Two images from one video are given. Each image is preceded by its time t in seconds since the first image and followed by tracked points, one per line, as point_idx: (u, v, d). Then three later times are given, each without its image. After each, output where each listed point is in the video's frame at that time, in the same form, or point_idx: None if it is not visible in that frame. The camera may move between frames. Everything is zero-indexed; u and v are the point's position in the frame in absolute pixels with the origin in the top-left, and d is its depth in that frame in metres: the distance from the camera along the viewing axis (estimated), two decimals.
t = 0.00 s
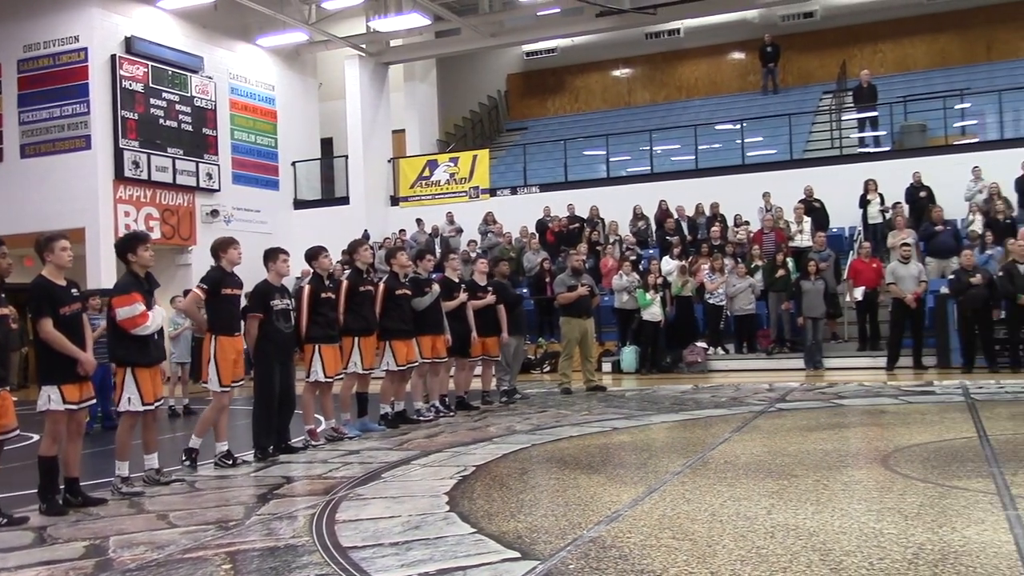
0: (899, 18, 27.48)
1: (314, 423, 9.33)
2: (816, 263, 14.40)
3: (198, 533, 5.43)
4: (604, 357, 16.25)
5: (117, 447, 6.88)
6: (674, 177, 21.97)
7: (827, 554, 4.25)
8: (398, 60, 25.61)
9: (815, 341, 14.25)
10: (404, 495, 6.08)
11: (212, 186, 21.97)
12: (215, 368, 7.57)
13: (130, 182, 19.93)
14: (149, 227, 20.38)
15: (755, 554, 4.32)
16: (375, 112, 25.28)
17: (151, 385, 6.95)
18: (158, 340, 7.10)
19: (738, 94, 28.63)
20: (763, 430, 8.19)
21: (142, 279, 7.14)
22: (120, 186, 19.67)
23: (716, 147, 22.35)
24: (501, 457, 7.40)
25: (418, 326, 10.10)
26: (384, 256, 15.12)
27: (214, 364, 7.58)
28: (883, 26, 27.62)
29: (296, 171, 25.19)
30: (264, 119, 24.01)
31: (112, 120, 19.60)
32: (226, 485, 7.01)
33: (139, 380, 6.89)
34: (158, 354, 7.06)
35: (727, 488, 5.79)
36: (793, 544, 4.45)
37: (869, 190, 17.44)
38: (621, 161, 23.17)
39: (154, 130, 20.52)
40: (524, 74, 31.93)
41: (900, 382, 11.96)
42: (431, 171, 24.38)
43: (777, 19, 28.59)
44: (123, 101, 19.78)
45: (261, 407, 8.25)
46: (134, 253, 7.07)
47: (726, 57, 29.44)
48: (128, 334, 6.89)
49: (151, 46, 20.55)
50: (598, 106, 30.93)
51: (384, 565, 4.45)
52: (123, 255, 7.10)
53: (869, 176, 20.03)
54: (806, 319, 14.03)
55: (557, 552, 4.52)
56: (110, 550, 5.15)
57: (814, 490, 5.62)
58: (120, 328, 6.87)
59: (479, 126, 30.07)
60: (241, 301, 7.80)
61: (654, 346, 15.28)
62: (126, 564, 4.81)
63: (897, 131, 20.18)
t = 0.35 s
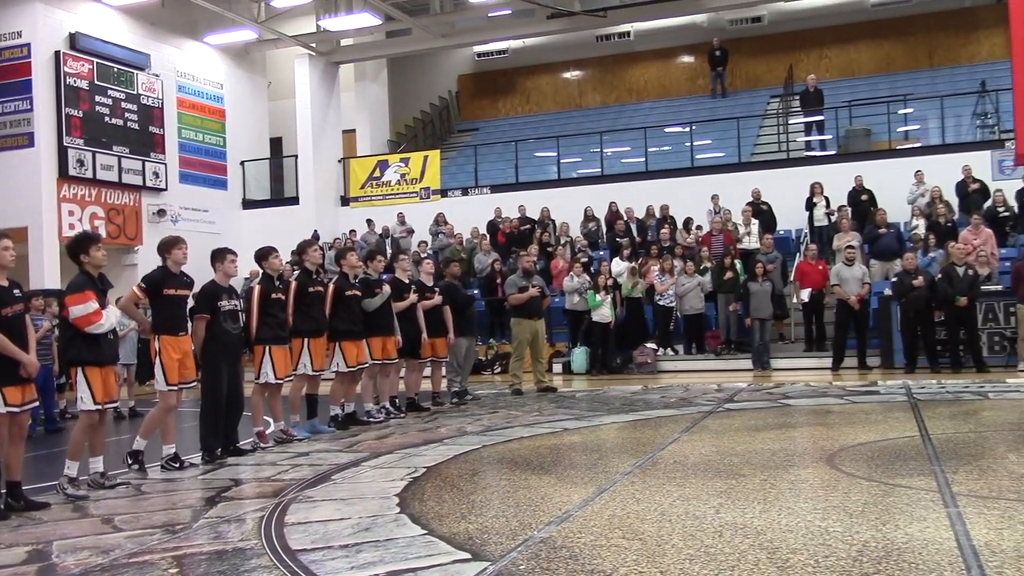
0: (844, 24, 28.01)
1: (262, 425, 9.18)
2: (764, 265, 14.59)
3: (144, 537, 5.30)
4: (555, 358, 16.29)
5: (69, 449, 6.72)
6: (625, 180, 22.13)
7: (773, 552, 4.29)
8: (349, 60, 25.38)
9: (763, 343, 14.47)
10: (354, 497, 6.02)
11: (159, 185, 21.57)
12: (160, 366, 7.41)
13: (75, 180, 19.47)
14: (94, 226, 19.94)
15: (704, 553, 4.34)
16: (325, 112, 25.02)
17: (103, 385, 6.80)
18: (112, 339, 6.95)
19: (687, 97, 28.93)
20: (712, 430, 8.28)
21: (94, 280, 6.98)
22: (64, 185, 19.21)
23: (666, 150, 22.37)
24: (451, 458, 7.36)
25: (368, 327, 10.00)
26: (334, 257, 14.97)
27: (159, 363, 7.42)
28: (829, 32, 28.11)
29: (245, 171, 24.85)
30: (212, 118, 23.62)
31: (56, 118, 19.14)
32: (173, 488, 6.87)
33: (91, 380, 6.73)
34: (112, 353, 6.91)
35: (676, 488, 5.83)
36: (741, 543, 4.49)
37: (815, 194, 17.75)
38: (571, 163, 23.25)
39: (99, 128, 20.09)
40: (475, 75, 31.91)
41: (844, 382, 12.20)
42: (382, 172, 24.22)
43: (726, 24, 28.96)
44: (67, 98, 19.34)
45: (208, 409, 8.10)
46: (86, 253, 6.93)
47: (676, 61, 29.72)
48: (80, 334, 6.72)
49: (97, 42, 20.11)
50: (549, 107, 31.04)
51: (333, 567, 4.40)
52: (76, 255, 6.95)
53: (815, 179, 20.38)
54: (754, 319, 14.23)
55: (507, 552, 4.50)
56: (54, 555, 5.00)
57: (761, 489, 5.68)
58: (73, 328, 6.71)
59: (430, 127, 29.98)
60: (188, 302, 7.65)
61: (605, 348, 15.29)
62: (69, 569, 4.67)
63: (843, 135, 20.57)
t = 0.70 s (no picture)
0: (810, 28, 28.34)
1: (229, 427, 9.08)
2: (731, 265, 14.72)
3: (109, 540, 5.22)
4: (523, 359, 16.30)
5: (35, 449, 6.62)
6: (593, 181, 22.20)
7: (740, 552, 4.32)
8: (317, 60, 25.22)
9: (730, 343, 14.52)
10: (322, 498, 5.97)
11: (125, 184, 21.30)
12: (113, 367, 7.24)
13: (39, 179, 19.16)
14: (58, 226, 19.63)
15: (671, 553, 4.36)
16: (293, 112, 24.84)
17: (65, 386, 6.69)
18: (76, 340, 6.82)
19: (655, 99, 29.09)
20: (680, 430, 8.33)
21: (57, 280, 6.87)
22: (27, 184, 18.89)
23: (635, 152, 22.44)
24: (420, 459, 7.33)
25: (336, 328, 9.94)
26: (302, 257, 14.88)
27: (112, 364, 7.25)
28: (795, 35, 28.42)
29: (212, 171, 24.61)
30: (179, 117, 23.35)
31: (19, 116, 18.84)
32: (138, 490, 6.77)
33: (53, 381, 6.63)
34: (75, 354, 6.81)
35: (644, 488, 5.85)
36: (709, 543, 4.51)
37: (782, 196, 17.91)
38: (540, 164, 23.37)
39: (64, 127, 19.80)
40: (444, 75, 31.87)
41: (810, 382, 12.33)
42: (350, 172, 24.10)
43: (694, 26, 29.17)
44: (31, 96, 19.04)
45: (174, 410, 7.99)
46: (51, 253, 6.82)
47: (644, 63, 29.87)
48: (39, 335, 6.61)
49: (61, 40, 19.82)
50: (518, 108, 31.07)
51: (301, 569, 4.35)
52: (40, 256, 6.84)
53: (782, 181, 20.56)
54: (721, 320, 14.35)
55: (475, 553, 4.49)
56: (16, 559, 4.91)
57: (728, 489, 5.71)
58: (31, 329, 6.59)
59: (399, 127, 29.89)
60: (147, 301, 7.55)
61: (573, 348, 15.31)
62: (32, 574, 4.59)
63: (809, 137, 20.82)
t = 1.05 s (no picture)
0: (750, 34, 28.85)
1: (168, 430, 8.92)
2: (673, 267, 14.93)
3: (43, 546, 5.09)
4: (468, 360, 16.30)
5: None
6: (539, 183, 22.28)
7: (682, 551, 4.38)
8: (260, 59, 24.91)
9: (672, 345, 14.76)
10: (263, 502, 5.90)
11: (61, 183, 20.81)
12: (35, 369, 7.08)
13: None
14: None
15: (614, 553, 4.41)
16: (236, 111, 24.47)
17: None
18: (3, 343, 6.61)
19: (600, 101, 29.32)
20: (622, 431, 8.41)
21: None
22: None
23: (579, 154, 22.92)
24: (363, 461, 7.29)
25: (279, 329, 9.83)
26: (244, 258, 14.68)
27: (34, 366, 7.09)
28: (737, 41, 28.91)
29: (151, 169, 24.13)
30: (118, 115, 22.85)
31: None
32: (74, 495, 6.61)
33: None
34: (4, 357, 6.61)
35: (587, 488, 5.90)
36: (650, 542, 4.57)
37: (723, 199, 18.20)
38: (485, 165, 23.35)
39: None
40: (389, 76, 31.72)
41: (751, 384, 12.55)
42: (293, 172, 23.84)
43: (638, 30, 29.51)
44: None
45: (111, 414, 7.82)
46: None
47: (588, 66, 30.09)
48: None
49: None
50: (463, 109, 31.07)
51: (242, 573, 4.30)
52: None
53: (723, 184, 20.87)
54: (664, 322, 14.56)
55: (419, 555, 4.49)
56: None
57: (670, 489, 5.80)
58: None
59: (343, 128, 29.66)
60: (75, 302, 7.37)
61: (518, 350, 15.41)
62: None
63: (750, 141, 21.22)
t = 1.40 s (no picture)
0: (693, 39, 29.25)
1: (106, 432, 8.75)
2: (617, 269, 15.10)
3: None
4: (412, 362, 16.24)
5: None
6: (484, 184, 22.30)
7: (625, 551, 4.44)
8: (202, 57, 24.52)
9: (616, 346, 14.84)
10: (204, 506, 5.82)
11: None
12: None
13: None
14: None
15: (557, 553, 4.45)
16: (177, 109, 24.03)
17: None
18: None
19: (545, 103, 29.45)
20: (566, 432, 8.48)
21: None
22: None
23: (525, 156, 23.08)
24: (306, 464, 7.23)
25: (220, 330, 9.70)
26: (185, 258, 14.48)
27: None
28: (680, 46, 29.28)
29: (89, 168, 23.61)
30: (55, 112, 22.35)
31: None
32: (7, 500, 6.45)
33: None
34: None
35: (531, 490, 5.94)
36: (594, 543, 4.62)
37: (667, 202, 18.43)
38: (430, 166, 23.33)
39: None
40: (333, 76, 31.50)
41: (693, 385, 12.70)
42: (235, 172, 23.50)
43: (582, 33, 29.72)
44: None
45: (47, 416, 7.64)
46: None
47: (534, 68, 30.23)
48: None
49: None
50: (408, 110, 30.97)
51: None
52: None
53: (667, 187, 21.12)
54: (608, 323, 14.71)
55: (362, 558, 4.48)
56: None
57: (613, 489, 5.86)
58: None
59: (287, 127, 29.37)
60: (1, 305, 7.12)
61: (462, 352, 15.38)
62: None
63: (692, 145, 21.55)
